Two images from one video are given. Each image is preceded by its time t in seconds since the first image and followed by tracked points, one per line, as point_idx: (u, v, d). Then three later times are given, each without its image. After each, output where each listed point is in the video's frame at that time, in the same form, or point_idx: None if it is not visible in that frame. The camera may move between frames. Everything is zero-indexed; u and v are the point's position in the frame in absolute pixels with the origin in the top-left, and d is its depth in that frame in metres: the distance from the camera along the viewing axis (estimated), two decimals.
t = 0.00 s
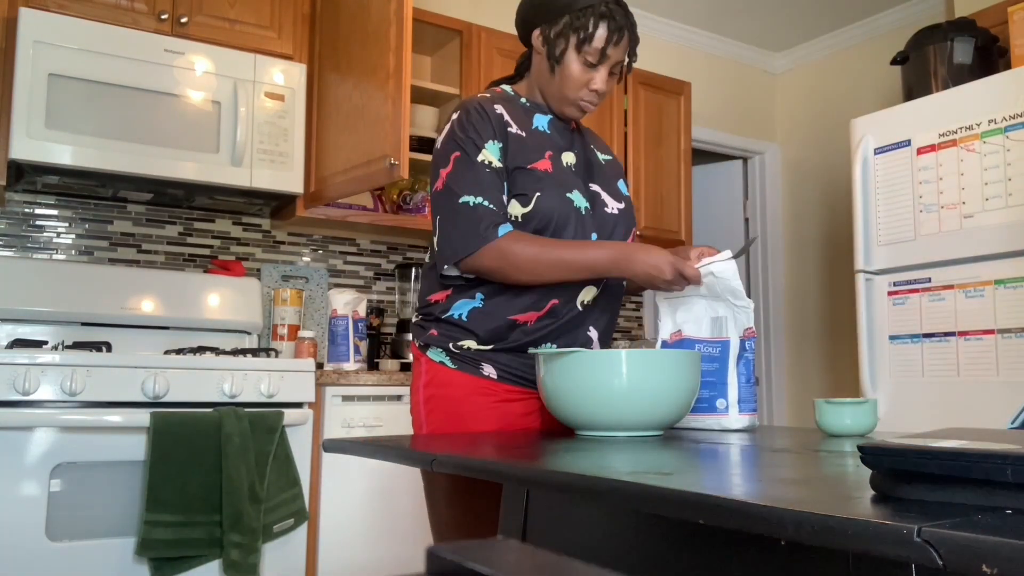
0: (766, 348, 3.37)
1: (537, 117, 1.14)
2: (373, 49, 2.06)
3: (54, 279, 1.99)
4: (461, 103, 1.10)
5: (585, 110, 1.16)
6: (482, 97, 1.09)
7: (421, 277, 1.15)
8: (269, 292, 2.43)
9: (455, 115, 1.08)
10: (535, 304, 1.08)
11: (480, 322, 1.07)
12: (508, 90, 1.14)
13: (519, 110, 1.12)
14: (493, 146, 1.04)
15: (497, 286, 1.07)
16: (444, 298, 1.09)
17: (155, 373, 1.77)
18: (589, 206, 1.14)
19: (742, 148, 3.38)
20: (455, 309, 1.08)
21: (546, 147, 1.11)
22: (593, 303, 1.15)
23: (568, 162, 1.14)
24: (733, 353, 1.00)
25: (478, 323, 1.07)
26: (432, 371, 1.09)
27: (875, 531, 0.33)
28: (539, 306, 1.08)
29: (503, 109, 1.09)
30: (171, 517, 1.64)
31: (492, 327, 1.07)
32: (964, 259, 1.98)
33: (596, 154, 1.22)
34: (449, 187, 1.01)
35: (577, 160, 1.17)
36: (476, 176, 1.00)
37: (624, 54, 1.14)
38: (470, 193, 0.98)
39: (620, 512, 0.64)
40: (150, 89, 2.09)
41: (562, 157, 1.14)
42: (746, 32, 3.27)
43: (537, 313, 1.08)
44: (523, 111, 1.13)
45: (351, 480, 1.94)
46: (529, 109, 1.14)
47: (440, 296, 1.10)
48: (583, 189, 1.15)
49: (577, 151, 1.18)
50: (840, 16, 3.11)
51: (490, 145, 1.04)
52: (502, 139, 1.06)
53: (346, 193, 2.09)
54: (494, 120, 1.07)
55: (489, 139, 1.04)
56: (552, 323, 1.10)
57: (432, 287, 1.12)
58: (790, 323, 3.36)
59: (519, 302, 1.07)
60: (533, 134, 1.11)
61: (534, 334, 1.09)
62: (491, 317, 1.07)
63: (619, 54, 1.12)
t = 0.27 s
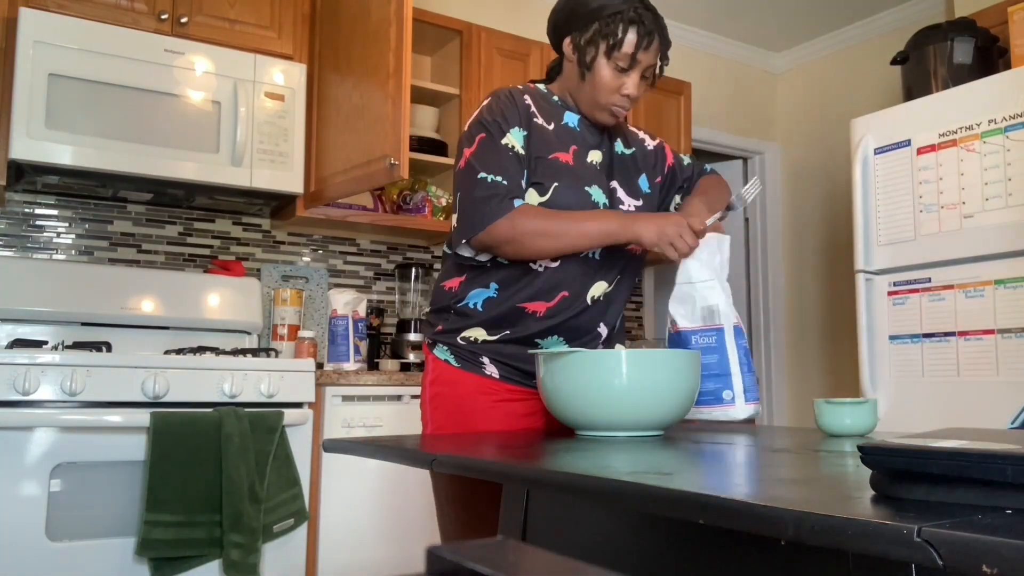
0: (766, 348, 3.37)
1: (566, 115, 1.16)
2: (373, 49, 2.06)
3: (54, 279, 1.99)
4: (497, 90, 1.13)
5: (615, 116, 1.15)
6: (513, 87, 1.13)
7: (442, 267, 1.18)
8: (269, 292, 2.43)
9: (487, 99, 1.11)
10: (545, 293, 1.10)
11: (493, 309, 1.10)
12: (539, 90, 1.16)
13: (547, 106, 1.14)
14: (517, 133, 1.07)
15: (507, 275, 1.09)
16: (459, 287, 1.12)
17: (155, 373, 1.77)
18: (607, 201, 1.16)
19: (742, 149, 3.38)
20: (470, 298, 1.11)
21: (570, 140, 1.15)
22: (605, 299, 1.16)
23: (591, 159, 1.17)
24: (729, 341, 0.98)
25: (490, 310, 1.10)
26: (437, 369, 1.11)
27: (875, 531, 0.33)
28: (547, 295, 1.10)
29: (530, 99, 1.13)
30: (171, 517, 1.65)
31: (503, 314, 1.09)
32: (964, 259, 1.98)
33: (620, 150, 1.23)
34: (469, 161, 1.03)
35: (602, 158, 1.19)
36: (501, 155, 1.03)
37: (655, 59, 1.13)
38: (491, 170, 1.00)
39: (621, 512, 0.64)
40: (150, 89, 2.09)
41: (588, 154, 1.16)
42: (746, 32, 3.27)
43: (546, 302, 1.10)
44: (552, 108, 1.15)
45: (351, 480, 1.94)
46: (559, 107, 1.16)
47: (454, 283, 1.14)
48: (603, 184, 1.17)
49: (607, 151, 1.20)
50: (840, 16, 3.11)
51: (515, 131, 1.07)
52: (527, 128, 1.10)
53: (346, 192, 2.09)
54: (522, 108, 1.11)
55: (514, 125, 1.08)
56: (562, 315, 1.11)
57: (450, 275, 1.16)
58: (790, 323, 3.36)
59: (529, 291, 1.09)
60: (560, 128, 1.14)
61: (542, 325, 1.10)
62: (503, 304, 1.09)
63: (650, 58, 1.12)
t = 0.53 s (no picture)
0: (767, 348, 3.37)
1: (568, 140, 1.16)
2: (373, 49, 2.06)
3: (54, 279, 1.99)
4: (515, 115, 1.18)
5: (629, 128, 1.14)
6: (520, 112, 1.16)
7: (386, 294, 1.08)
8: (269, 292, 2.43)
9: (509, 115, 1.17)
10: (495, 307, 1.03)
11: (449, 331, 1.01)
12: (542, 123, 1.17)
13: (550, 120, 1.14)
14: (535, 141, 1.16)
15: (457, 295, 1.01)
16: (407, 313, 1.03)
17: (155, 372, 1.77)
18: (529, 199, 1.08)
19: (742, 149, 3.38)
20: (422, 324, 1.02)
21: (472, 146, 1.06)
22: (552, 297, 1.09)
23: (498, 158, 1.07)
24: (734, 350, 0.98)
25: (446, 331, 1.01)
26: (408, 378, 1.00)
27: (876, 531, 0.33)
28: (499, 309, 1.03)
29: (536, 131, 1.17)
30: (171, 517, 1.65)
31: (460, 336, 1.01)
32: (965, 258, 1.98)
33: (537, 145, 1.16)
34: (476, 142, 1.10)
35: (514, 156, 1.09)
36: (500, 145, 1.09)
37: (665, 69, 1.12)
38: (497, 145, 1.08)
39: (621, 513, 0.64)
40: (150, 89, 2.09)
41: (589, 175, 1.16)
42: (746, 32, 3.27)
43: (500, 317, 1.03)
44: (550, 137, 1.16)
45: (351, 480, 1.94)
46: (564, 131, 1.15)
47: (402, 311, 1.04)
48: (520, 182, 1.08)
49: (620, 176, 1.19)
50: (841, 16, 3.11)
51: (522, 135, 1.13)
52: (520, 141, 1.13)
53: (346, 192, 2.09)
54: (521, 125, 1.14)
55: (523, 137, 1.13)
56: (518, 327, 1.05)
57: (395, 305, 1.05)
58: (790, 323, 3.35)
59: (479, 309, 1.02)
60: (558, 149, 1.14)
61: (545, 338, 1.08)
62: (457, 326, 1.01)
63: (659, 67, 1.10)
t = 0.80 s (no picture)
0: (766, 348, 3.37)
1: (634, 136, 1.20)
2: (373, 49, 2.06)
3: (54, 279, 1.99)
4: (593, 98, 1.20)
5: (677, 146, 1.20)
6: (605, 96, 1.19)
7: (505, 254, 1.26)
8: (269, 292, 2.43)
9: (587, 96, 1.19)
10: (589, 281, 1.16)
11: (539, 296, 1.16)
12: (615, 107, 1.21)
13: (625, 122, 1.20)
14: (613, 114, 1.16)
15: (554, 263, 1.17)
16: (512, 275, 1.20)
17: (154, 372, 1.77)
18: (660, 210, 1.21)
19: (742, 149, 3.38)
20: (522, 284, 1.18)
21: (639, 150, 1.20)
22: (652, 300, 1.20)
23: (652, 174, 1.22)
24: (733, 349, 0.98)
25: (534, 297, 1.16)
26: (485, 360, 1.17)
27: (875, 532, 0.33)
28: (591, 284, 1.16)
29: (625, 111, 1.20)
30: (171, 517, 1.65)
31: (545, 303, 1.16)
32: (964, 258, 1.98)
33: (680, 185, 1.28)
34: (555, 120, 1.11)
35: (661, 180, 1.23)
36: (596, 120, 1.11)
37: (723, 100, 1.16)
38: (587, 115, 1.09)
39: (620, 512, 0.64)
40: (149, 89, 2.09)
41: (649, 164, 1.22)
42: (746, 32, 3.27)
43: (589, 289, 1.16)
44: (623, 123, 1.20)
45: (351, 480, 1.94)
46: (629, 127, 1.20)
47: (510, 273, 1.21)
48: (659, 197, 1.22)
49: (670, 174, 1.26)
50: (841, 16, 3.11)
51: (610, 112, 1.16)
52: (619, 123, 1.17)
53: (346, 192, 2.09)
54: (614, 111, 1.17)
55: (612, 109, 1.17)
56: (604, 313, 1.16)
57: (507, 266, 1.23)
58: (790, 324, 3.35)
59: (571, 278, 1.16)
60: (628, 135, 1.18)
61: (590, 314, 1.15)
62: (548, 295, 1.16)
63: (717, 98, 1.14)
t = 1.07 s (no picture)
0: (766, 348, 3.36)
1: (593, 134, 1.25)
2: (373, 49, 2.06)
3: (54, 279, 1.99)
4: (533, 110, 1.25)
5: (631, 141, 1.22)
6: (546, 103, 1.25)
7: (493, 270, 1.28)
8: (269, 292, 2.43)
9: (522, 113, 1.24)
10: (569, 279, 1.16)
11: (522, 301, 1.17)
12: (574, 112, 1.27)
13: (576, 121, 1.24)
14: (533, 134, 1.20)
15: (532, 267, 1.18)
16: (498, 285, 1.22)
17: (155, 372, 1.77)
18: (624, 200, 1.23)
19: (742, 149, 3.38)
20: (506, 291, 1.19)
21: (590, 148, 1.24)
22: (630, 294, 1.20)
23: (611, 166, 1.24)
24: (703, 352, 0.99)
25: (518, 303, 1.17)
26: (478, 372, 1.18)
27: (876, 531, 0.33)
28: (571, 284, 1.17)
29: (557, 112, 1.23)
30: (171, 517, 1.64)
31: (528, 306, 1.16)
32: (965, 258, 1.98)
33: (654, 175, 1.29)
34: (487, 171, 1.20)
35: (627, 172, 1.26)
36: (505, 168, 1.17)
37: (658, 84, 1.16)
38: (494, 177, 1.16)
39: (620, 512, 0.64)
40: (150, 89, 2.09)
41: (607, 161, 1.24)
42: (746, 32, 3.27)
43: (570, 287, 1.15)
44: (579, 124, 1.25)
45: (352, 481, 1.94)
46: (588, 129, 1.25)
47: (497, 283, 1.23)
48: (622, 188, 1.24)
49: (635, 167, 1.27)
50: (841, 16, 3.11)
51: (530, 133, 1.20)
52: (550, 130, 1.21)
53: (346, 192, 2.09)
54: (548, 121, 1.22)
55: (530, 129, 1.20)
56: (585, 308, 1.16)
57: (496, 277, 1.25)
58: (790, 324, 3.35)
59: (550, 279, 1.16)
60: (580, 138, 1.23)
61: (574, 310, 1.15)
62: (530, 298, 1.17)
63: (647, 85, 1.15)
